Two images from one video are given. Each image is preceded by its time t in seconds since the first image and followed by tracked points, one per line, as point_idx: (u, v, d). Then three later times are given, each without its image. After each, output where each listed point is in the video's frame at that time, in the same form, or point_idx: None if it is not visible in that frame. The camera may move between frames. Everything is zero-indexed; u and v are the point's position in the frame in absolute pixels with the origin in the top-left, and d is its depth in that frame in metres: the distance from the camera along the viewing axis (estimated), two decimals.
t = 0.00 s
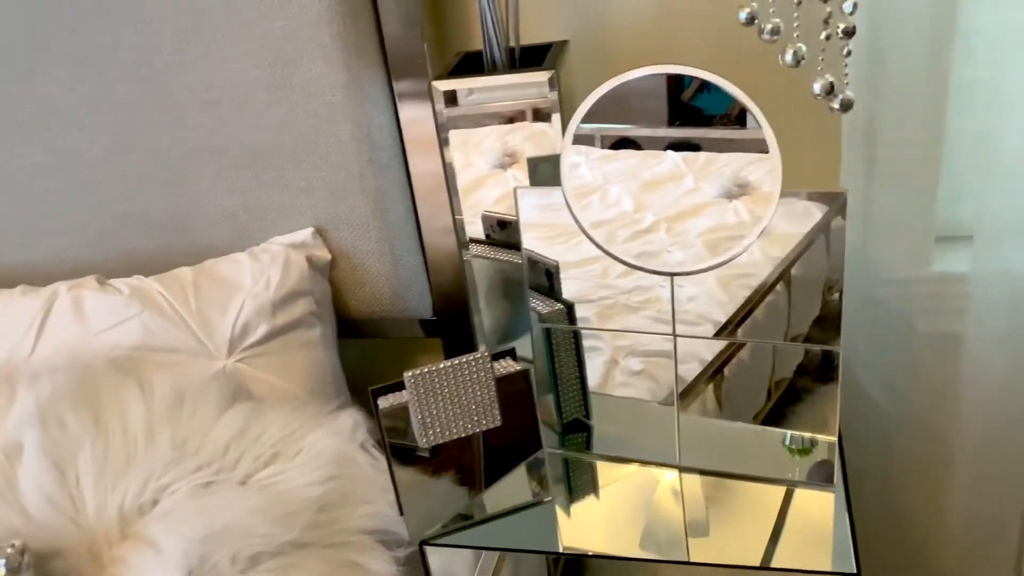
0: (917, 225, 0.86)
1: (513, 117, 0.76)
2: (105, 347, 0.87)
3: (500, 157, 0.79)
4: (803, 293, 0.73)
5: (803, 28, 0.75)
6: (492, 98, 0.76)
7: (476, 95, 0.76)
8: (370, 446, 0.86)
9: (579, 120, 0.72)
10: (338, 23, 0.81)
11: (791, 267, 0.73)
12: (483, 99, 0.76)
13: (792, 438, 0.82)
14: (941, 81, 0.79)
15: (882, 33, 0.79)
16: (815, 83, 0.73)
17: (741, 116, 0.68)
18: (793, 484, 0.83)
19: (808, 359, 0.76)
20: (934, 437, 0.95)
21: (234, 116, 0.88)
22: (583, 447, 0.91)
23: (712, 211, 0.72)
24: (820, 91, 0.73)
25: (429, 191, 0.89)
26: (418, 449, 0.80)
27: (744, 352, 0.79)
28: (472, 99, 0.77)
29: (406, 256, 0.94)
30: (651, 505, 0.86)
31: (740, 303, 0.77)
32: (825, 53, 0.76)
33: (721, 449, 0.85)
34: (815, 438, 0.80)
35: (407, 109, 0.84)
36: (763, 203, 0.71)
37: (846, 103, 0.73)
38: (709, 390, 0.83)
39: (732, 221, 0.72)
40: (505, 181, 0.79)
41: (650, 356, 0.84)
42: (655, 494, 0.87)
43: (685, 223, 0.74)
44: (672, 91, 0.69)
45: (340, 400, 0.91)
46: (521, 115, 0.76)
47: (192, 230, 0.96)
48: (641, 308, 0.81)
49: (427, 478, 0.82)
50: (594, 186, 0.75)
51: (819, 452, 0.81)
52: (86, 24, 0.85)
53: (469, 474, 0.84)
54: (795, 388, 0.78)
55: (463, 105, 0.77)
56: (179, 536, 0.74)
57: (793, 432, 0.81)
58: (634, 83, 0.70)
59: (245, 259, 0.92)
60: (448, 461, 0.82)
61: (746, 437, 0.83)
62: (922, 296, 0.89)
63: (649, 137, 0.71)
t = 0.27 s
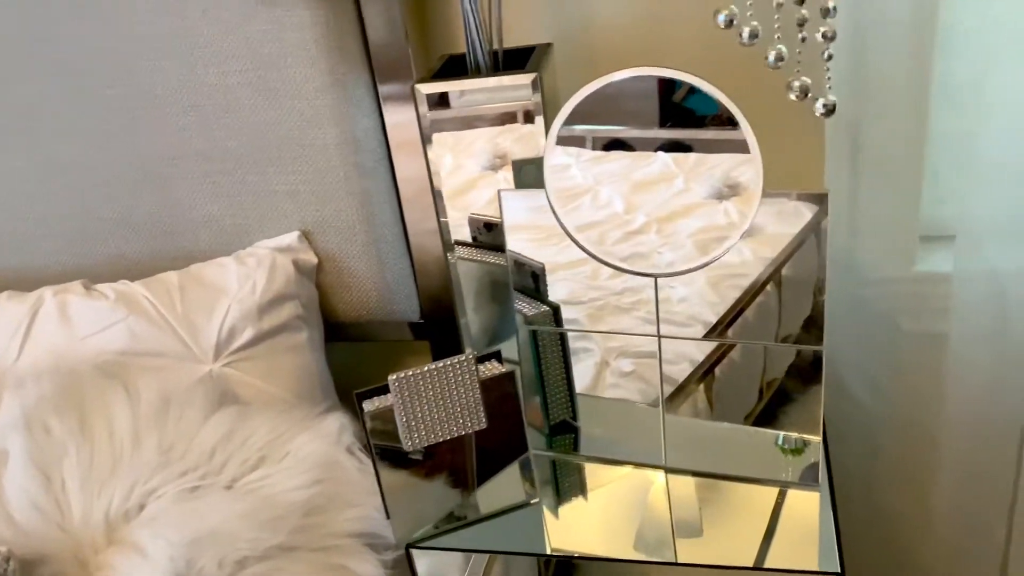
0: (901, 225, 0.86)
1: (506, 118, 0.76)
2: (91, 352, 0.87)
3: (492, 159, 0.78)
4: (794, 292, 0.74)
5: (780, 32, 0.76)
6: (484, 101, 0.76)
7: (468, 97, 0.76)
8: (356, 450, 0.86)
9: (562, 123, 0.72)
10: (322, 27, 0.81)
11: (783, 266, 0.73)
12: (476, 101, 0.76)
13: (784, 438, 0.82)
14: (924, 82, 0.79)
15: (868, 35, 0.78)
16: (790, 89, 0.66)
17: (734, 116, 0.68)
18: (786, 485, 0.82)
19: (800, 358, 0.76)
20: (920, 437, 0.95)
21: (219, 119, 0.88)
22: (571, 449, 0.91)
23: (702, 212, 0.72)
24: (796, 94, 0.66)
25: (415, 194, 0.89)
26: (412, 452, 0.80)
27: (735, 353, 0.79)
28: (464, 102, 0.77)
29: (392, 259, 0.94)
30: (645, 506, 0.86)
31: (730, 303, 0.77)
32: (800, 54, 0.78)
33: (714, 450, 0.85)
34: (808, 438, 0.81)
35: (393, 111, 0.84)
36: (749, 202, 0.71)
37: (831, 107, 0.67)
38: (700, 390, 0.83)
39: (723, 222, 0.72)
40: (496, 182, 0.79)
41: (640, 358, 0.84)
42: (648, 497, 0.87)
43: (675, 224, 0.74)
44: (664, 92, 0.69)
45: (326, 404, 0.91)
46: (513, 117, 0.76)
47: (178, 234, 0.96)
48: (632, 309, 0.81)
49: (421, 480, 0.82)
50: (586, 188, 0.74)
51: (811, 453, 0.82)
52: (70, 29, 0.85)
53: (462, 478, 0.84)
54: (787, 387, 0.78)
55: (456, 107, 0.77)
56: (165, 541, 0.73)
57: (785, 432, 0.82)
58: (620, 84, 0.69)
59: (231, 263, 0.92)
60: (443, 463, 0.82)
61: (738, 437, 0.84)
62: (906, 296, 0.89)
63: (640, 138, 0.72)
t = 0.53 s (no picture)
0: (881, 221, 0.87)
1: (497, 119, 0.76)
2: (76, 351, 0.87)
3: (483, 160, 0.78)
4: (783, 292, 0.74)
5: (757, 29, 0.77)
6: (475, 101, 0.76)
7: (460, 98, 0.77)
8: (340, 447, 0.86)
9: (539, 122, 0.73)
10: (303, 25, 0.81)
11: (771, 266, 0.73)
12: (466, 102, 0.76)
13: (777, 436, 0.83)
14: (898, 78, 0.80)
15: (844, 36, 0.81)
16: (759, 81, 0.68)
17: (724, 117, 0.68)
18: (779, 480, 0.83)
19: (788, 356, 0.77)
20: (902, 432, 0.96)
21: (202, 118, 0.88)
22: (554, 445, 0.91)
23: (691, 212, 0.72)
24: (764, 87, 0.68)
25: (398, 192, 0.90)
26: (402, 451, 0.81)
27: (724, 350, 0.79)
28: (456, 102, 0.77)
29: (376, 256, 0.94)
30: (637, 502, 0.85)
31: (719, 301, 0.76)
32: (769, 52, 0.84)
33: (707, 446, 0.86)
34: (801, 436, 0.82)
35: (376, 113, 0.86)
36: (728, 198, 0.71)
37: (801, 99, 0.67)
38: (688, 387, 0.84)
39: (712, 222, 0.72)
40: (488, 184, 0.79)
41: (628, 356, 0.84)
42: (639, 496, 0.86)
43: (664, 224, 0.74)
44: (654, 93, 0.69)
45: (311, 401, 0.91)
46: (504, 117, 0.76)
47: (163, 233, 0.96)
48: (620, 309, 0.81)
49: (411, 479, 0.83)
50: (577, 188, 0.75)
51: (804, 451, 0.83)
52: (53, 27, 0.85)
53: (451, 473, 0.86)
54: (776, 385, 0.78)
55: (447, 108, 0.77)
56: (148, 538, 0.73)
57: (778, 430, 0.82)
58: (599, 80, 0.71)
59: (215, 261, 0.92)
60: (436, 460, 0.83)
61: (731, 435, 0.84)
62: (885, 291, 0.90)
63: (632, 139, 0.71)
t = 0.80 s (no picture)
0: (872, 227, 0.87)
1: (492, 122, 0.77)
2: (67, 357, 0.87)
3: (477, 164, 0.78)
4: (778, 295, 0.74)
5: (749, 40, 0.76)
6: (469, 104, 0.76)
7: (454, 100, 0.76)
8: (332, 454, 0.86)
9: (531, 128, 0.73)
10: (293, 31, 0.81)
11: (766, 268, 0.73)
12: (459, 106, 0.76)
13: (771, 439, 0.83)
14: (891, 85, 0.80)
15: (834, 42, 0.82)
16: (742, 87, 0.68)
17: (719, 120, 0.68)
18: (771, 487, 0.82)
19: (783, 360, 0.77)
20: (895, 437, 0.96)
21: (193, 123, 0.88)
22: (547, 451, 0.91)
23: (686, 215, 0.72)
24: (747, 93, 0.68)
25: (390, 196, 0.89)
26: (396, 455, 0.81)
27: (718, 354, 0.79)
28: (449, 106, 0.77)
29: (368, 262, 0.94)
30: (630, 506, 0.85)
31: (712, 304, 0.77)
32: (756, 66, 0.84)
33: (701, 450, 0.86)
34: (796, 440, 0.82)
35: (366, 117, 0.86)
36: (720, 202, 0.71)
37: (781, 106, 0.66)
38: (683, 391, 0.83)
39: (706, 225, 0.72)
40: (481, 186, 0.79)
41: (623, 361, 0.84)
42: (634, 500, 0.86)
43: (658, 227, 0.74)
44: (649, 95, 0.69)
45: (304, 406, 0.91)
46: (499, 120, 0.76)
47: (154, 239, 0.96)
48: (614, 311, 0.81)
49: (405, 483, 0.83)
50: (571, 190, 0.74)
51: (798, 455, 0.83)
52: (43, 34, 0.85)
53: (447, 477, 0.86)
54: (769, 388, 0.79)
55: (441, 111, 0.77)
56: (138, 546, 0.73)
57: (772, 433, 0.83)
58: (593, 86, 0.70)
59: (206, 267, 0.92)
60: (429, 464, 0.84)
61: (726, 438, 0.84)
62: (877, 296, 0.90)
63: (627, 141, 0.71)
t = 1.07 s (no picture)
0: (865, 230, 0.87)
1: (489, 122, 0.76)
2: (58, 357, 0.86)
3: (472, 164, 0.78)
4: (774, 296, 0.74)
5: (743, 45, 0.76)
6: (464, 105, 0.76)
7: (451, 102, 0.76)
8: (324, 456, 0.86)
9: (523, 129, 0.72)
10: (287, 31, 0.81)
11: (761, 270, 0.73)
12: (455, 107, 0.76)
13: (767, 442, 0.83)
14: (885, 87, 0.80)
15: (826, 42, 0.81)
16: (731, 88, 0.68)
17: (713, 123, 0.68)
18: (767, 490, 0.82)
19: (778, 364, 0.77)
20: (888, 441, 0.96)
21: (186, 124, 0.87)
22: (539, 454, 0.90)
23: (683, 216, 0.72)
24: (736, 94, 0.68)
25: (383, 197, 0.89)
26: (391, 457, 0.80)
27: (715, 356, 0.79)
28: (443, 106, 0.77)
29: (361, 263, 0.94)
30: (626, 509, 0.85)
31: (708, 306, 0.77)
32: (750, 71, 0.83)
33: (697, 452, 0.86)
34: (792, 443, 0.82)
35: (360, 118, 0.86)
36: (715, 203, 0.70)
37: (767, 103, 0.67)
38: (679, 392, 0.83)
39: (701, 227, 0.72)
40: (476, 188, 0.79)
41: (618, 363, 0.84)
42: (629, 504, 0.85)
43: (655, 229, 0.73)
44: (646, 97, 0.69)
45: (296, 408, 0.91)
46: (493, 121, 0.76)
47: (146, 240, 0.95)
48: (610, 313, 0.80)
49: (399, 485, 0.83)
50: (568, 192, 0.74)
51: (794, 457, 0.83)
52: (36, 34, 0.84)
53: (441, 480, 0.86)
54: (764, 391, 0.79)
55: (438, 112, 0.77)
56: (127, 549, 0.73)
57: (768, 436, 0.83)
58: (585, 87, 0.70)
59: (199, 268, 0.92)
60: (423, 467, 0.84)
61: (722, 441, 0.85)
62: (870, 299, 0.90)
63: (624, 143, 0.71)
